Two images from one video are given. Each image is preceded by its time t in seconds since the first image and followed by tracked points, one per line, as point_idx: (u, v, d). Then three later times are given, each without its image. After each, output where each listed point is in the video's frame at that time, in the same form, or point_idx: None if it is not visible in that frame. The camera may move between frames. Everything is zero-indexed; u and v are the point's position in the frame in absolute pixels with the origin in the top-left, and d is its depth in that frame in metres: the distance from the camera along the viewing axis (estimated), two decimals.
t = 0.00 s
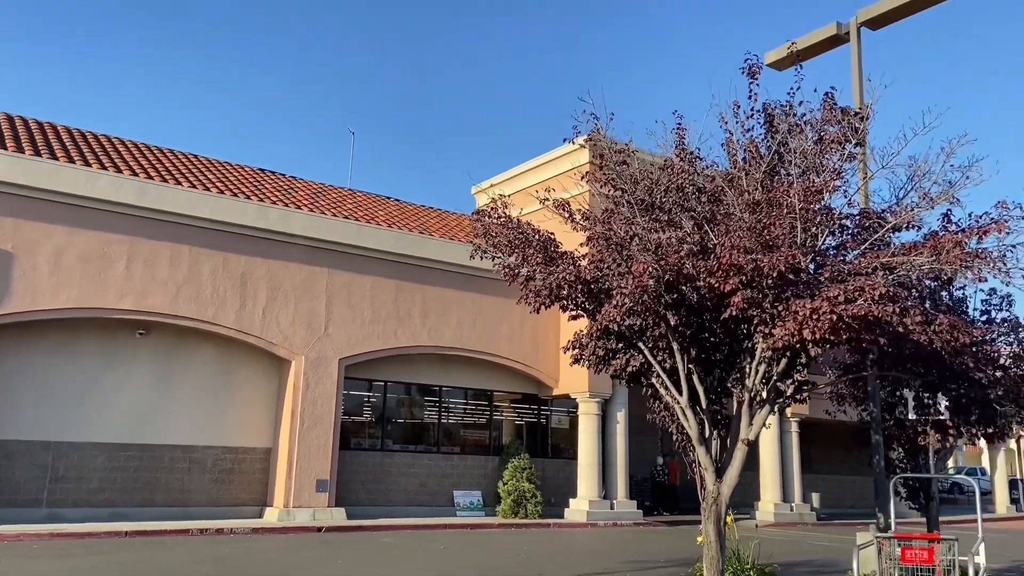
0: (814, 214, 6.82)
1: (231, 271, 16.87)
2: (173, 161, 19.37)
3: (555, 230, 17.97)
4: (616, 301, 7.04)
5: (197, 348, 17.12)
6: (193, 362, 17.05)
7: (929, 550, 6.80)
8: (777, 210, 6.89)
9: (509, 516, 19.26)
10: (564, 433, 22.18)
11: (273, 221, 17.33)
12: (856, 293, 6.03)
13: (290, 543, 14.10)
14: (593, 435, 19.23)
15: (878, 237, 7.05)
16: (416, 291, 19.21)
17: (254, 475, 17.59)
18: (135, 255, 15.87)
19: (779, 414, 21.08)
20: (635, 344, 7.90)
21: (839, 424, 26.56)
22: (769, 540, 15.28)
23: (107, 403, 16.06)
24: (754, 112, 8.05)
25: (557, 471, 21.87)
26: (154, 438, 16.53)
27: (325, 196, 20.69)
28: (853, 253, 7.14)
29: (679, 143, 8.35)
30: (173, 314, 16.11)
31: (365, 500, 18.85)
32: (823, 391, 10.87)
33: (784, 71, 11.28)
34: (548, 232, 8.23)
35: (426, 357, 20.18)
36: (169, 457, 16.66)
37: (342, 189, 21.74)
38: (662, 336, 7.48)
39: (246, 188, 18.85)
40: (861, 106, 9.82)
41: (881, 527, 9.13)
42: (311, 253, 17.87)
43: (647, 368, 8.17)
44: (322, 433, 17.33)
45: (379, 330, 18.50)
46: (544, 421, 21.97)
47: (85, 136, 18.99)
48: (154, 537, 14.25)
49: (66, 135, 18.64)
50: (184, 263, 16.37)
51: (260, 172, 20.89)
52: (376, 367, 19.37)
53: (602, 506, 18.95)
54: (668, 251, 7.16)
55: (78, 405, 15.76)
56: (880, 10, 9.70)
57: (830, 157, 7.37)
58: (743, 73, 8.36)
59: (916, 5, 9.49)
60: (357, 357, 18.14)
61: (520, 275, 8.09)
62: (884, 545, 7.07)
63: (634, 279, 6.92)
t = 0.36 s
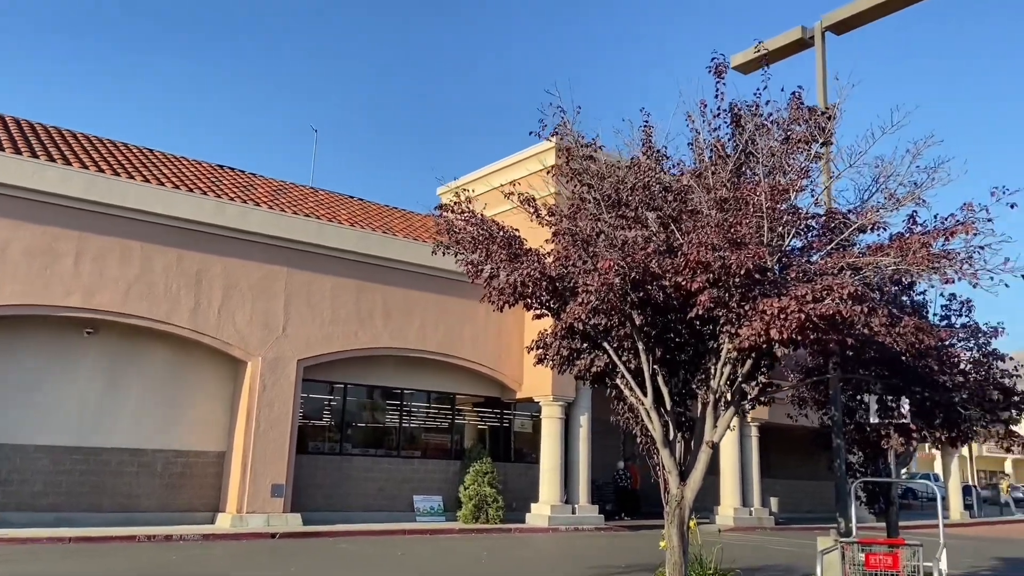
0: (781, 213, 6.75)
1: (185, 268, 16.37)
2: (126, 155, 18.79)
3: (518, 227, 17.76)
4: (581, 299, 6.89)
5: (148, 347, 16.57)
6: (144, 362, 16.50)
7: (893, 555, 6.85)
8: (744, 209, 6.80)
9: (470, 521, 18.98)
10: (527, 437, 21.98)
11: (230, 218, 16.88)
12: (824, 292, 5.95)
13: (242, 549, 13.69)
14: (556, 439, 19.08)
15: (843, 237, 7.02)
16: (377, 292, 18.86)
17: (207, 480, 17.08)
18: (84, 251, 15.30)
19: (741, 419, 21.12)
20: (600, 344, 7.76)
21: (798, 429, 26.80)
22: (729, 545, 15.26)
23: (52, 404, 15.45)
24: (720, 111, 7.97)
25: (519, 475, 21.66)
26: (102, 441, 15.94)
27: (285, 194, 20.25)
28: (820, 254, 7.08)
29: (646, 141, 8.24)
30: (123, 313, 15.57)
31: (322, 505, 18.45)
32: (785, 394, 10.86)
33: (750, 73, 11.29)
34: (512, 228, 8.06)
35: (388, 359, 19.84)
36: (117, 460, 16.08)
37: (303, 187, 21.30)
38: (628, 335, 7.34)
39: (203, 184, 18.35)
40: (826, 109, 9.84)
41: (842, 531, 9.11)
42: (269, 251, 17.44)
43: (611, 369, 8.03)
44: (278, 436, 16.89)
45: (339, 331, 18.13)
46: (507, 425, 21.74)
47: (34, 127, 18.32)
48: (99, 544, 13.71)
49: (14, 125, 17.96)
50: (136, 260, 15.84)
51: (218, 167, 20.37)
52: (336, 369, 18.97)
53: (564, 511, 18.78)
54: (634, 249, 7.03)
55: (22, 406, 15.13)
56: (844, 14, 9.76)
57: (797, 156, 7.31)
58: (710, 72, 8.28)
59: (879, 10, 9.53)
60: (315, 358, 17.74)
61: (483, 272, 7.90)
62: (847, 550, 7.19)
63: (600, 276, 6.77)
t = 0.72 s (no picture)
0: (741, 215, 6.67)
1: (128, 265, 15.76)
2: (68, 146, 18.07)
3: (474, 223, 17.53)
4: (538, 299, 6.70)
5: (87, 346, 15.90)
6: (82, 362, 15.82)
7: (848, 564, 6.85)
8: (705, 210, 6.71)
9: (421, 528, 18.63)
10: (482, 442, 21.70)
11: (177, 213, 16.33)
12: (785, 295, 5.85)
13: (182, 556, 13.17)
14: (511, 445, 18.86)
15: (803, 241, 6.98)
16: (330, 293, 18.42)
17: (147, 485, 16.44)
18: (19, 244, 14.62)
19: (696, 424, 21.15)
20: (556, 347, 7.59)
21: (751, 436, 27.06)
22: (682, 551, 15.21)
23: None
24: (682, 111, 7.89)
25: (473, 481, 21.38)
26: (35, 443, 15.24)
27: (236, 190, 19.70)
28: (779, 257, 7.03)
29: (607, 140, 8.11)
30: (60, 310, 14.90)
31: (269, 511, 17.94)
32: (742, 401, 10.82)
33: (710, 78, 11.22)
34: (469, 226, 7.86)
35: (341, 362, 19.41)
36: (51, 464, 15.39)
37: (255, 184, 20.76)
38: (585, 338, 7.18)
39: (149, 177, 17.74)
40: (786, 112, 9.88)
41: (796, 537, 9.08)
42: (218, 249, 16.91)
43: (568, 372, 7.86)
44: (223, 439, 16.36)
45: (290, 332, 17.66)
46: (462, 429, 21.43)
47: None
48: (28, 551, 13.05)
49: None
50: (75, 255, 15.19)
51: (166, 161, 19.73)
52: (286, 371, 18.48)
53: (517, 517, 18.56)
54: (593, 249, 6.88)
55: None
56: (806, 19, 9.83)
57: (757, 158, 7.26)
58: (671, 71, 8.20)
59: (841, 14, 9.57)
60: (264, 360, 17.24)
61: (438, 271, 7.67)
62: (802, 558, 7.13)
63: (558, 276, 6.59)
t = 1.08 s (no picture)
0: (701, 211, 6.59)
1: (70, 258, 15.13)
2: (9, 133, 17.33)
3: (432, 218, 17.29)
4: (492, 293, 6.50)
5: (25, 342, 15.21)
6: (19, 358, 15.12)
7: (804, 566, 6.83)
8: (664, 205, 6.60)
9: (373, 531, 18.24)
10: (437, 444, 21.38)
11: (123, 205, 15.74)
12: (745, 291, 5.76)
13: (123, 561, 12.64)
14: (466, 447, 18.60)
15: (761, 239, 6.93)
16: (282, 290, 17.95)
17: (87, 486, 15.79)
18: None
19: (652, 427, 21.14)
20: (511, 344, 7.39)
21: (704, 440, 27.26)
22: (637, 555, 15.13)
23: None
24: (642, 108, 7.80)
25: (427, 484, 21.07)
26: None
27: (187, 184, 19.13)
28: (737, 255, 6.96)
29: (566, 135, 7.97)
30: None
31: (215, 514, 17.40)
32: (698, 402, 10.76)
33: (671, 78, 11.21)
34: (422, 218, 7.64)
35: (294, 361, 18.93)
36: None
37: (206, 178, 20.18)
38: (540, 335, 7.01)
39: (94, 168, 17.10)
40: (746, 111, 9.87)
41: (750, 540, 9.03)
42: (166, 243, 16.35)
43: (522, 370, 7.67)
44: (168, 439, 15.79)
45: (240, 330, 17.16)
46: (417, 431, 21.08)
47: None
48: None
49: None
50: (14, 246, 14.53)
51: (113, 152, 19.06)
52: (237, 370, 17.97)
53: (472, 520, 18.30)
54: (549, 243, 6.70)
55: None
56: (767, 19, 9.85)
57: (716, 155, 7.21)
58: (632, 66, 8.10)
59: (801, 15, 9.62)
60: (213, 358, 16.72)
61: (389, 265, 7.42)
62: (758, 562, 7.12)
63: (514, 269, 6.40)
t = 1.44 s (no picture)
0: (653, 209, 6.46)
1: None
2: None
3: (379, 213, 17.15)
4: (436, 289, 6.23)
5: None
6: None
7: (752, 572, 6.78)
8: (616, 201, 6.45)
9: (315, 535, 17.74)
10: (382, 446, 20.93)
11: (55, 195, 14.99)
12: (697, 290, 5.62)
13: (47, 567, 11.99)
14: (413, 449, 18.23)
15: (713, 239, 6.85)
16: (223, 286, 17.33)
17: (12, 489, 14.99)
18: None
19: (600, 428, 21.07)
20: (456, 343, 7.15)
21: (651, 442, 27.38)
22: (584, 559, 15.01)
23: None
24: (596, 103, 7.65)
25: (372, 486, 20.63)
26: None
27: (125, 175, 18.37)
28: (689, 254, 6.86)
29: (518, 129, 7.77)
30: None
31: (149, 518, 16.72)
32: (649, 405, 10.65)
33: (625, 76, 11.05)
34: (365, 211, 7.33)
35: (234, 361, 18.28)
36: None
37: (145, 169, 19.42)
38: (487, 334, 6.78)
39: (25, 156, 16.28)
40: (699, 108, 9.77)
41: (698, 544, 8.93)
42: (100, 235, 15.63)
43: (468, 371, 7.43)
44: (99, 440, 15.08)
45: (178, 327, 16.51)
46: (362, 434, 20.62)
47: None
48: None
49: None
50: None
51: (46, 140, 18.20)
52: (175, 369, 17.29)
53: (416, 524, 17.92)
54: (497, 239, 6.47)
55: None
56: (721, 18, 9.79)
57: (670, 151, 7.11)
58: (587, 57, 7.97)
59: (755, 15, 9.60)
60: (149, 356, 16.04)
61: (329, 260, 7.11)
62: (704, 567, 7.05)
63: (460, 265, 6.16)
